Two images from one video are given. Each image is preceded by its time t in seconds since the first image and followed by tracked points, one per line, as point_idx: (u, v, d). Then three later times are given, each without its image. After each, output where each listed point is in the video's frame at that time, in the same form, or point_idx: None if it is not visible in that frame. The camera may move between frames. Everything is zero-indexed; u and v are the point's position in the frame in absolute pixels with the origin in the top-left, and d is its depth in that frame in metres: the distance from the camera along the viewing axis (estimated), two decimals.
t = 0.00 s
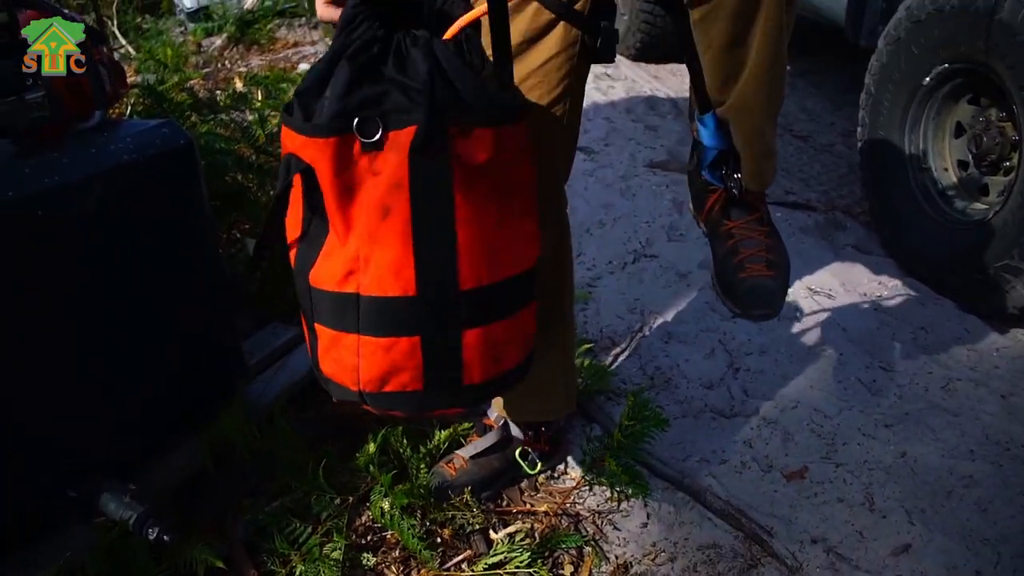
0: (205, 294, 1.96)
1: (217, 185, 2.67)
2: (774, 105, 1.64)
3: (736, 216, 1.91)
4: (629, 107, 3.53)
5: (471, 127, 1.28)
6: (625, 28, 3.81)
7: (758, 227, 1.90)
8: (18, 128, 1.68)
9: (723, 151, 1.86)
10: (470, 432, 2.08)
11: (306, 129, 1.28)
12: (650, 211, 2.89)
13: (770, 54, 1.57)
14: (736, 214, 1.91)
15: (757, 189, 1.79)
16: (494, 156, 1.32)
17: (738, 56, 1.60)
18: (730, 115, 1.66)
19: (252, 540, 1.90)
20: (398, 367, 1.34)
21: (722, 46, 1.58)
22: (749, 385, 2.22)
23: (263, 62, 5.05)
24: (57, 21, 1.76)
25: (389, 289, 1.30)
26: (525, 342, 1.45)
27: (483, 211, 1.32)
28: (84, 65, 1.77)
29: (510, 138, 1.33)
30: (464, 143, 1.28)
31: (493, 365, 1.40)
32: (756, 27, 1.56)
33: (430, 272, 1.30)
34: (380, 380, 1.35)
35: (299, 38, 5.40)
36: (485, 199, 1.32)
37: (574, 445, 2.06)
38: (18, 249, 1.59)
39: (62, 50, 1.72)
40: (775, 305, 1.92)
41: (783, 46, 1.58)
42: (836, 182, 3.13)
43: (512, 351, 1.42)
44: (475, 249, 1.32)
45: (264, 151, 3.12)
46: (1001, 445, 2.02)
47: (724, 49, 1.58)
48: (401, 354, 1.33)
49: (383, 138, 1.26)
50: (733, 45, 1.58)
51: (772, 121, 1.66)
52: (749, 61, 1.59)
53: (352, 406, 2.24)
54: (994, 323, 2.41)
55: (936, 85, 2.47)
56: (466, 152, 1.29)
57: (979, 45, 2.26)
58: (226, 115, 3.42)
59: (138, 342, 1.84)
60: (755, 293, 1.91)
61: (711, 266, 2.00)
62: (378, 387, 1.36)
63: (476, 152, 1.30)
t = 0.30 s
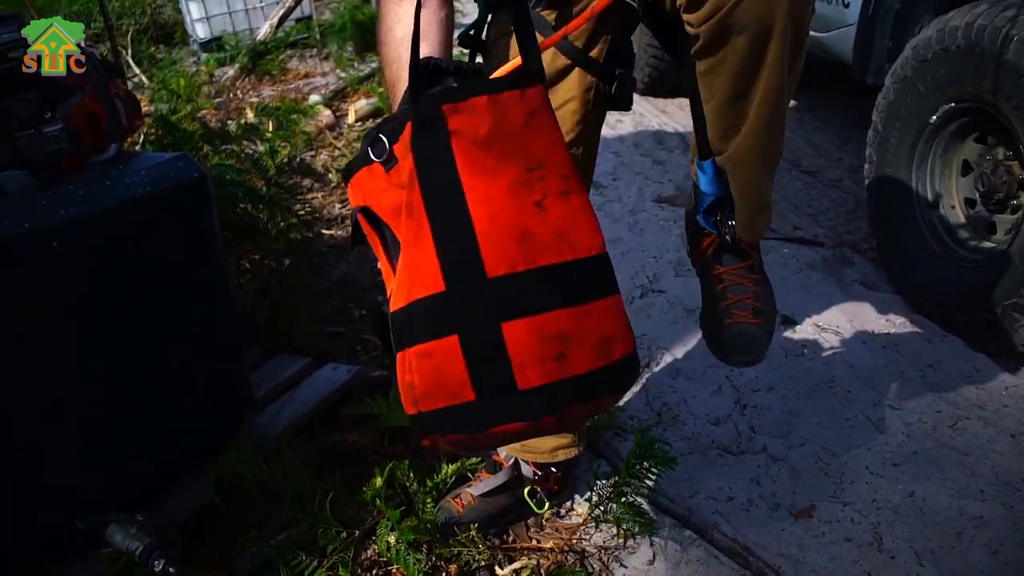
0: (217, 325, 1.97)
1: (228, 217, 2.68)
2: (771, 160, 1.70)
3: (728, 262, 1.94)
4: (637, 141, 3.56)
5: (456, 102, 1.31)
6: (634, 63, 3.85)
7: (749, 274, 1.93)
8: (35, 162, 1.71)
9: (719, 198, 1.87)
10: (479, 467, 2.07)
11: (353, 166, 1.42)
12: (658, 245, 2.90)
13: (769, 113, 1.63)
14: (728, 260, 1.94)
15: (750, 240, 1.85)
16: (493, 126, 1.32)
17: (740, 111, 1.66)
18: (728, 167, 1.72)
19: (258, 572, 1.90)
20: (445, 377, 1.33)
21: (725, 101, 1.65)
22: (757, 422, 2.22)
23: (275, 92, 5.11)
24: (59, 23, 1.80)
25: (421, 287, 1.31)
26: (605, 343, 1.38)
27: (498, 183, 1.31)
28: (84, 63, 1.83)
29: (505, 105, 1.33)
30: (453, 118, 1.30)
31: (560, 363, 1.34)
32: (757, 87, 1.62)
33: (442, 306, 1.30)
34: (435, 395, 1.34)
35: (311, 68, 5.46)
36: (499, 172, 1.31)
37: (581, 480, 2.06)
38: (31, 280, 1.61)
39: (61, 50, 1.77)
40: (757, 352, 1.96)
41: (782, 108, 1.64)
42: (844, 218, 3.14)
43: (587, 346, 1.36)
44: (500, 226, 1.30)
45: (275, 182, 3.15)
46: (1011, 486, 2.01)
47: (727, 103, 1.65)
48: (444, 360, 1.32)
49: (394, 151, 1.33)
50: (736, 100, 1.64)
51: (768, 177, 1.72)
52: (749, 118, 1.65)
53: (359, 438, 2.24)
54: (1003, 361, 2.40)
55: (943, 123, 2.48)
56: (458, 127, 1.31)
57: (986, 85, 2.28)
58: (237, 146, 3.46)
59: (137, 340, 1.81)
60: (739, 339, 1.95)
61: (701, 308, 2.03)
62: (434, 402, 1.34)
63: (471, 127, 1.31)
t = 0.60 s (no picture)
0: (221, 343, 1.99)
1: (232, 236, 2.70)
2: (785, 188, 1.74)
3: (746, 289, 1.88)
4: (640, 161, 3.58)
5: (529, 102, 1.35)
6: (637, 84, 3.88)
7: (767, 300, 1.87)
8: (42, 183, 1.72)
9: (737, 224, 1.85)
10: (482, 487, 2.08)
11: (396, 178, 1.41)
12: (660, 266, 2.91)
13: (784, 136, 1.68)
14: (745, 288, 1.88)
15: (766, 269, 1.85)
16: (567, 126, 1.36)
17: (755, 138, 1.71)
18: (743, 193, 1.76)
19: None
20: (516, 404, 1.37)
21: (741, 126, 1.71)
22: (760, 442, 2.22)
23: (279, 111, 5.14)
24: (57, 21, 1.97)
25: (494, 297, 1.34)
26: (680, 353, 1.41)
27: (576, 182, 1.35)
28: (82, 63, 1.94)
29: (580, 103, 1.37)
30: (526, 117, 1.35)
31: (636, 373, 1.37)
32: (773, 112, 1.68)
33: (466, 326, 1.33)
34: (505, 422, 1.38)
35: (315, 88, 5.50)
36: (578, 171, 1.35)
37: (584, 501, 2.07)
38: (37, 300, 1.62)
39: (62, 50, 1.90)
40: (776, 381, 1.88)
41: (797, 133, 1.69)
42: (846, 238, 3.15)
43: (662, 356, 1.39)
44: (577, 225, 1.34)
45: (280, 202, 3.18)
46: (1015, 506, 2.00)
47: (744, 128, 1.71)
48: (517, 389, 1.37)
49: (457, 157, 1.35)
50: (751, 127, 1.71)
51: (785, 203, 1.75)
52: (764, 142, 1.70)
53: (363, 458, 2.25)
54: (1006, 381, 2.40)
55: (943, 144, 2.50)
56: (533, 127, 1.35)
57: (985, 107, 2.30)
58: (242, 165, 3.48)
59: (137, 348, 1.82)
60: (759, 369, 1.86)
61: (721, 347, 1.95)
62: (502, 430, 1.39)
63: (544, 125, 1.35)
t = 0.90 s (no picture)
0: (216, 359, 1.99)
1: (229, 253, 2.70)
2: (791, 195, 1.77)
3: (754, 298, 1.97)
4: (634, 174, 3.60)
5: (584, 202, 1.47)
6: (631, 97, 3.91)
7: (774, 308, 1.96)
8: (37, 201, 1.75)
9: (741, 236, 1.96)
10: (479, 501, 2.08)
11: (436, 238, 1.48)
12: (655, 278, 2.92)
13: (790, 143, 1.71)
14: (752, 295, 1.97)
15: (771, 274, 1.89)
16: (612, 231, 1.49)
17: (760, 147, 1.74)
18: (750, 201, 1.79)
19: None
20: (542, 471, 1.55)
21: (746, 135, 1.74)
22: (754, 454, 2.22)
23: (274, 126, 5.16)
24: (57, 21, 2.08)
25: (530, 384, 1.49)
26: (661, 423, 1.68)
27: (616, 286, 1.50)
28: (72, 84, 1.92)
29: (626, 209, 1.51)
30: (582, 218, 1.47)
31: (636, 454, 1.62)
32: (779, 120, 1.71)
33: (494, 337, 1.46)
34: (527, 487, 1.56)
35: (310, 103, 5.52)
36: (617, 275, 1.50)
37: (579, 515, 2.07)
38: (31, 317, 1.63)
39: (61, 50, 2.06)
40: (791, 388, 1.89)
41: (801, 140, 1.72)
42: (840, 249, 3.16)
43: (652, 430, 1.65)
44: (613, 322, 1.50)
45: (275, 217, 3.19)
46: (1008, 516, 2.01)
47: (749, 137, 1.74)
48: (545, 458, 1.54)
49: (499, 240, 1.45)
50: (756, 137, 1.73)
51: (790, 208, 1.79)
52: (770, 149, 1.73)
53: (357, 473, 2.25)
54: (998, 391, 2.40)
55: (933, 156, 2.52)
56: (587, 230, 1.47)
57: (976, 119, 2.32)
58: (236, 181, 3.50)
59: (132, 366, 1.82)
60: (772, 375, 1.91)
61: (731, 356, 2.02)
62: (521, 495, 1.56)
63: (594, 225, 1.48)
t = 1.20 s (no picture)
0: (212, 361, 2.01)
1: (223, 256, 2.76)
2: (759, 205, 1.68)
3: (719, 303, 1.92)
4: (628, 178, 3.62)
5: (459, 243, 1.41)
6: (624, 100, 3.94)
7: (739, 314, 1.90)
8: (32, 205, 1.78)
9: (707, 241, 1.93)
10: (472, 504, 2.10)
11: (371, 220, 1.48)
12: (648, 281, 2.95)
13: (756, 157, 1.61)
14: (719, 301, 1.92)
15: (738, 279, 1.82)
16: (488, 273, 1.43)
17: (725, 157, 1.64)
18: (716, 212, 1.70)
19: None
20: (408, 460, 1.50)
21: (712, 146, 1.63)
22: (745, 455, 2.25)
23: (271, 130, 5.19)
24: (56, 20, 2.33)
25: (395, 398, 1.47)
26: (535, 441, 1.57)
27: (487, 326, 1.45)
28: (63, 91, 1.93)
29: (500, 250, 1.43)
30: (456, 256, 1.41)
31: (500, 462, 1.52)
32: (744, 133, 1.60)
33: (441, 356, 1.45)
34: (390, 466, 1.52)
35: (307, 106, 5.54)
36: (492, 315, 1.44)
37: (572, 516, 2.09)
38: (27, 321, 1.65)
39: (61, 50, 2.34)
40: (751, 393, 1.88)
41: (768, 153, 1.62)
42: (831, 252, 3.19)
43: (522, 446, 1.54)
44: (473, 360, 1.45)
45: (270, 221, 3.22)
46: (997, 516, 2.03)
47: (714, 150, 1.63)
48: (409, 453, 1.50)
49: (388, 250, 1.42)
50: (720, 147, 1.62)
51: (757, 219, 1.70)
52: (736, 161, 1.63)
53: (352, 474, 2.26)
54: (988, 391, 2.43)
55: (922, 160, 2.55)
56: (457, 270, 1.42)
57: (964, 122, 2.35)
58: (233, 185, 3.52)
59: (128, 369, 1.84)
60: (734, 381, 1.88)
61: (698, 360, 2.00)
62: (391, 470, 1.52)
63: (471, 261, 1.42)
